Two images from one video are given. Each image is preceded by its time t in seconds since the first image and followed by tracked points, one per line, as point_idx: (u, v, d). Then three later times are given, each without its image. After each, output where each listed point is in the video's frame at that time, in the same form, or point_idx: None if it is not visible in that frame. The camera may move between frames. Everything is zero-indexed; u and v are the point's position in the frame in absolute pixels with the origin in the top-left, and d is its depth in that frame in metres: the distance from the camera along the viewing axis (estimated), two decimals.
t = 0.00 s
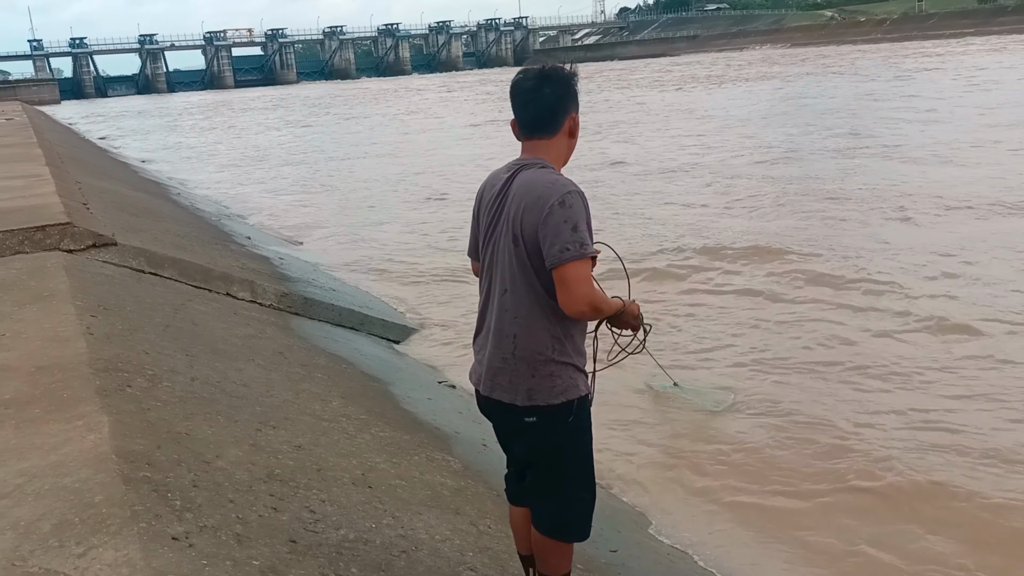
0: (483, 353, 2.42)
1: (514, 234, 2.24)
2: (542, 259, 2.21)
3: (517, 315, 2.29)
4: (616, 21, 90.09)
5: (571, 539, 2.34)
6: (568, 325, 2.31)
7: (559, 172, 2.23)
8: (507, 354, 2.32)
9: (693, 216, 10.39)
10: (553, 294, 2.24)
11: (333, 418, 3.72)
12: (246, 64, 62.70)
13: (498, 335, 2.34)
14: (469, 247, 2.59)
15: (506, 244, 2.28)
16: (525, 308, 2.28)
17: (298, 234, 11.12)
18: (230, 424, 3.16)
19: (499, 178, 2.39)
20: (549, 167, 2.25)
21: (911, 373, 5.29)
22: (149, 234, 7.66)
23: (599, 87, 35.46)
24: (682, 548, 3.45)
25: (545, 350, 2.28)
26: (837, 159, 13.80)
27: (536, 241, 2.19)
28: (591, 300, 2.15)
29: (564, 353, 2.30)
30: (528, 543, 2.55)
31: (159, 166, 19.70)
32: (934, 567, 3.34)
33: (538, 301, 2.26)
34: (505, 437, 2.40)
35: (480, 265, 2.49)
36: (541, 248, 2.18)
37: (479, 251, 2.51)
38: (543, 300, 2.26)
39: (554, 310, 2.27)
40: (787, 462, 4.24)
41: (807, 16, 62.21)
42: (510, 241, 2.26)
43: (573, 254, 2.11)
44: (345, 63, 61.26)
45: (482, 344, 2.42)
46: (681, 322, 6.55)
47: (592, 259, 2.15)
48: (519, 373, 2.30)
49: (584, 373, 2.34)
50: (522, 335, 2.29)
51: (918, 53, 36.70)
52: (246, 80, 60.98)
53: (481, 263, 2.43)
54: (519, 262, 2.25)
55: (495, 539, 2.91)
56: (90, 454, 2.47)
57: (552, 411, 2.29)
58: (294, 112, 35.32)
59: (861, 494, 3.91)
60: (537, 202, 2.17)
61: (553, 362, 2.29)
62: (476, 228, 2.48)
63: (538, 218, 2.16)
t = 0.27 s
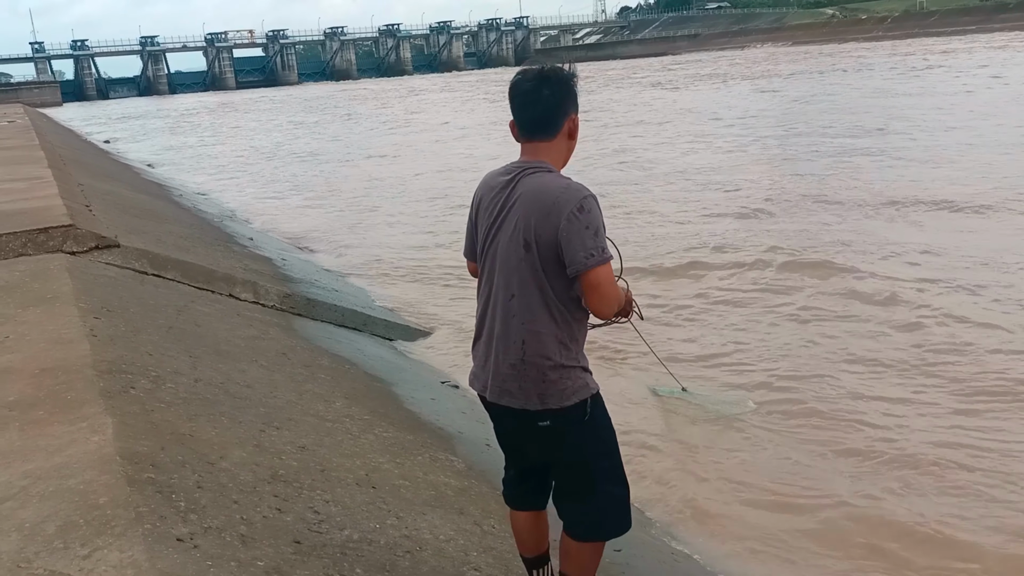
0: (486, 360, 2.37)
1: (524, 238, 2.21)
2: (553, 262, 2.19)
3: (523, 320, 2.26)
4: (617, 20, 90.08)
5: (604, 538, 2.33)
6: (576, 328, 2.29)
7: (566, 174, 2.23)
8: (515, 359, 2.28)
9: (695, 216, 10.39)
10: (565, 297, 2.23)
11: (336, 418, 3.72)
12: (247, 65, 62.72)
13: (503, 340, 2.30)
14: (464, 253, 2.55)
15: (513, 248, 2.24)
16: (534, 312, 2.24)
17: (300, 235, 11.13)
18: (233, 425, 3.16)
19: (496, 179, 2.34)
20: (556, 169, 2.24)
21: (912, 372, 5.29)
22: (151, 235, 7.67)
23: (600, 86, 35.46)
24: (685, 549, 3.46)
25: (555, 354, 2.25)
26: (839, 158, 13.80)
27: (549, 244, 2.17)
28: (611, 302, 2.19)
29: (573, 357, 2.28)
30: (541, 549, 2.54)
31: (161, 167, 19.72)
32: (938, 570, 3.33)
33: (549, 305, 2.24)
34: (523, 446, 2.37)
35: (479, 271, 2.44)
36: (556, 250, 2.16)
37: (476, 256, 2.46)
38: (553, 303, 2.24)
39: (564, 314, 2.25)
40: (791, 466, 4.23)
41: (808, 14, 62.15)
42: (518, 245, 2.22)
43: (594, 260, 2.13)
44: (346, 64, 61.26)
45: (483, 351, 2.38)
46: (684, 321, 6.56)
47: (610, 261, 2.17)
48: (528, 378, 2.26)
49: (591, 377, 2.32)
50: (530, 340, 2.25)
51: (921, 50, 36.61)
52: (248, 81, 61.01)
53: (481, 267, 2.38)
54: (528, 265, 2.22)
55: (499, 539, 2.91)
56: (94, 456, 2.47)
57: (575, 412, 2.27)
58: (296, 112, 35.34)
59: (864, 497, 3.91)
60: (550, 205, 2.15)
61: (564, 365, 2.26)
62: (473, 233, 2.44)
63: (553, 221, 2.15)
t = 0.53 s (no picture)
0: (500, 366, 2.31)
1: (540, 241, 2.15)
2: (571, 264, 2.15)
3: (544, 326, 2.20)
4: (617, 18, 90.04)
5: (609, 557, 2.26)
6: (594, 331, 2.25)
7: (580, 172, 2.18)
8: (532, 366, 2.22)
9: (696, 213, 10.40)
10: (584, 298, 2.19)
11: (338, 417, 3.72)
12: (248, 65, 62.73)
13: (521, 347, 2.23)
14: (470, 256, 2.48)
15: (529, 250, 2.17)
16: (552, 315, 2.19)
17: (301, 234, 11.15)
18: (235, 425, 3.15)
19: (503, 181, 2.27)
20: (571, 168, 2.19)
21: (913, 368, 5.31)
22: (152, 235, 7.67)
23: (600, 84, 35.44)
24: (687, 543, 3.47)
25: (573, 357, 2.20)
26: (839, 154, 13.82)
27: (568, 245, 2.12)
28: (636, 300, 2.18)
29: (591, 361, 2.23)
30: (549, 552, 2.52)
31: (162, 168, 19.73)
32: (938, 569, 3.33)
33: (567, 308, 2.19)
34: (533, 455, 2.31)
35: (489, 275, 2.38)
36: (578, 251, 2.12)
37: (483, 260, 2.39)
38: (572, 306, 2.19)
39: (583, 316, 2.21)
40: (792, 464, 4.22)
41: (808, 11, 62.07)
42: (535, 247, 2.16)
43: (622, 261, 2.12)
44: (346, 63, 61.26)
45: (498, 358, 2.31)
46: (685, 318, 6.57)
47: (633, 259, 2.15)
48: (546, 385, 2.20)
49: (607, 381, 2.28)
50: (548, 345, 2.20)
51: (921, 46, 36.54)
52: (248, 80, 61.04)
53: (491, 271, 2.31)
54: (546, 267, 2.16)
55: (501, 537, 2.90)
56: (96, 456, 2.47)
57: (586, 420, 2.20)
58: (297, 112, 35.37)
59: (865, 493, 3.92)
60: (570, 206, 2.10)
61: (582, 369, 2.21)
62: (482, 237, 2.37)
63: (575, 221, 2.10)
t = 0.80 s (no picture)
0: (516, 374, 2.27)
1: (554, 246, 2.11)
2: (587, 268, 2.11)
3: (560, 333, 2.16)
4: (615, 13, 89.91)
5: (623, 567, 2.21)
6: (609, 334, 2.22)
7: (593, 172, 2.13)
8: (549, 374, 2.19)
9: (693, 208, 10.41)
10: (600, 302, 2.16)
11: (334, 413, 3.71)
12: (245, 63, 62.66)
13: (537, 355, 2.20)
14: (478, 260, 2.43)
15: (542, 256, 2.13)
16: (568, 322, 2.15)
17: (299, 231, 11.15)
18: (231, 421, 3.15)
19: (511, 183, 2.22)
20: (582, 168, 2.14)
21: (908, 363, 5.31)
22: (149, 233, 7.66)
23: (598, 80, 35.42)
24: (680, 540, 3.48)
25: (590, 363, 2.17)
26: (836, 148, 13.83)
27: (583, 249, 2.08)
28: (654, 303, 2.13)
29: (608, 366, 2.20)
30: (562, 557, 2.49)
31: (159, 165, 19.71)
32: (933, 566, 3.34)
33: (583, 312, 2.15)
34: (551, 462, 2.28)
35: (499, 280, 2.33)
36: (594, 254, 2.08)
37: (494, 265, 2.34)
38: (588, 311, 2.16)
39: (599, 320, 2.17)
40: (788, 460, 4.23)
41: (806, 5, 61.96)
42: (548, 252, 2.12)
43: (638, 262, 2.07)
44: (343, 60, 61.19)
45: (513, 366, 2.28)
46: (681, 314, 6.58)
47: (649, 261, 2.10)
48: (564, 393, 2.18)
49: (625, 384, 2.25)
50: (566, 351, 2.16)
51: (920, 40, 36.50)
52: (245, 78, 60.96)
53: (503, 277, 2.27)
54: (560, 272, 2.12)
55: (497, 532, 2.90)
56: (89, 453, 2.46)
57: (609, 431, 2.18)
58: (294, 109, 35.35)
59: (858, 489, 3.93)
60: (584, 209, 2.05)
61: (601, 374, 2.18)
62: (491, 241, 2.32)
63: (589, 226, 2.05)
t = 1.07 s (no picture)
0: (513, 370, 2.28)
1: (551, 239, 2.10)
2: (583, 263, 2.10)
3: (555, 330, 2.16)
4: (609, 9, 89.78)
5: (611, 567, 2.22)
6: (606, 334, 2.20)
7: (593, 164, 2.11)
8: (544, 370, 2.19)
9: (689, 204, 10.41)
10: (596, 300, 2.14)
11: (328, 410, 3.71)
12: (240, 60, 62.48)
13: (533, 351, 2.20)
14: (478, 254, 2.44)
15: (540, 250, 2.13)
16: (564, 319, 2.15)
17: (294, 228, 11.14)
18: (224, 418, 3.15)
19: (513, 174, 2.23)
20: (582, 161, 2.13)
21: (901, 360, 5.33)
22: (143, 231, 7.65)
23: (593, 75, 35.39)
24: (672, 540, 3.49)
25: (586, 361, 2.16)
26: (831, 143, 13.83)
27: (579, 244, 2.07)
28: (652, 307, 2.05)
29: (603, 366, 2.19)
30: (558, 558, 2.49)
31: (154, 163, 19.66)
32: (925, 565, 3.35)
33: (578, 310, 2.14)
34: (542, 463, 2.28)
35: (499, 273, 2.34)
36: (590, 250, 2.06)
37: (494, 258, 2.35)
38: (584, 309, 2.14)
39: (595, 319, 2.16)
40: (781, 458, 4.24)
41: None
42: (546, 246, 2.11)
43: (633, 257, 2.01)
44: (338, 57, 61.07)
45: (510, 361, 2.28)
46: (676, 311, 6.59)
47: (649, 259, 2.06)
48: (557, 390, 2.17)
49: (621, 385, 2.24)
50: (561, 348, 2.16)
51: (915, 35, 36.50)
52: (240, 75, 60.81)
53: (502, 270, 2.27)
54: (557, 268, 2.11)
55: (491, 528, 2.91)
56: (82, 451, 2.46)
57: (600, 431, 2.18)
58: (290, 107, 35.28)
59: (850, 486, 3.94)
60: (580, 203, 2.04)
61: (596, 374, 2.17)
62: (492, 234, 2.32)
63: (585, 220, 2.04)
